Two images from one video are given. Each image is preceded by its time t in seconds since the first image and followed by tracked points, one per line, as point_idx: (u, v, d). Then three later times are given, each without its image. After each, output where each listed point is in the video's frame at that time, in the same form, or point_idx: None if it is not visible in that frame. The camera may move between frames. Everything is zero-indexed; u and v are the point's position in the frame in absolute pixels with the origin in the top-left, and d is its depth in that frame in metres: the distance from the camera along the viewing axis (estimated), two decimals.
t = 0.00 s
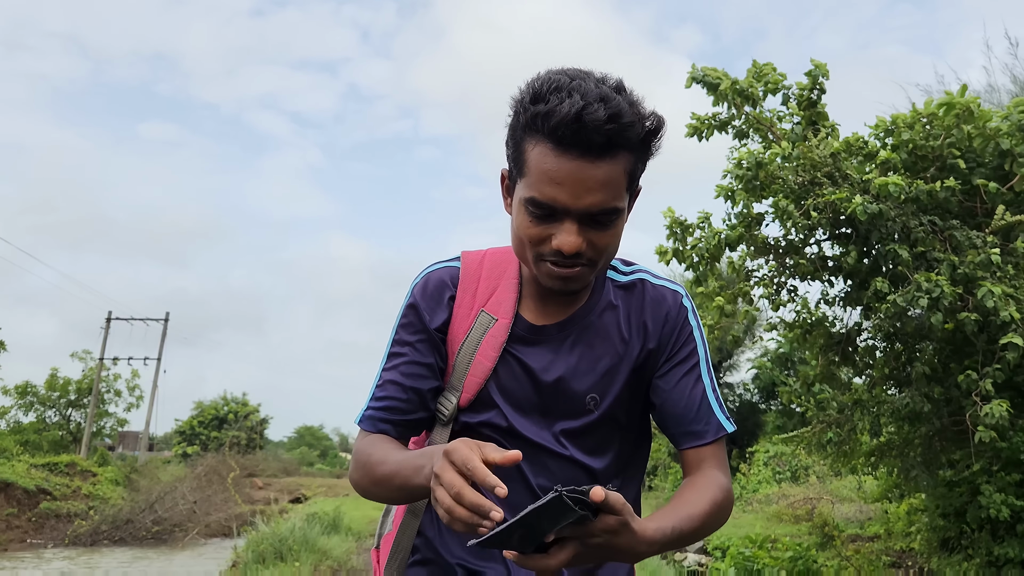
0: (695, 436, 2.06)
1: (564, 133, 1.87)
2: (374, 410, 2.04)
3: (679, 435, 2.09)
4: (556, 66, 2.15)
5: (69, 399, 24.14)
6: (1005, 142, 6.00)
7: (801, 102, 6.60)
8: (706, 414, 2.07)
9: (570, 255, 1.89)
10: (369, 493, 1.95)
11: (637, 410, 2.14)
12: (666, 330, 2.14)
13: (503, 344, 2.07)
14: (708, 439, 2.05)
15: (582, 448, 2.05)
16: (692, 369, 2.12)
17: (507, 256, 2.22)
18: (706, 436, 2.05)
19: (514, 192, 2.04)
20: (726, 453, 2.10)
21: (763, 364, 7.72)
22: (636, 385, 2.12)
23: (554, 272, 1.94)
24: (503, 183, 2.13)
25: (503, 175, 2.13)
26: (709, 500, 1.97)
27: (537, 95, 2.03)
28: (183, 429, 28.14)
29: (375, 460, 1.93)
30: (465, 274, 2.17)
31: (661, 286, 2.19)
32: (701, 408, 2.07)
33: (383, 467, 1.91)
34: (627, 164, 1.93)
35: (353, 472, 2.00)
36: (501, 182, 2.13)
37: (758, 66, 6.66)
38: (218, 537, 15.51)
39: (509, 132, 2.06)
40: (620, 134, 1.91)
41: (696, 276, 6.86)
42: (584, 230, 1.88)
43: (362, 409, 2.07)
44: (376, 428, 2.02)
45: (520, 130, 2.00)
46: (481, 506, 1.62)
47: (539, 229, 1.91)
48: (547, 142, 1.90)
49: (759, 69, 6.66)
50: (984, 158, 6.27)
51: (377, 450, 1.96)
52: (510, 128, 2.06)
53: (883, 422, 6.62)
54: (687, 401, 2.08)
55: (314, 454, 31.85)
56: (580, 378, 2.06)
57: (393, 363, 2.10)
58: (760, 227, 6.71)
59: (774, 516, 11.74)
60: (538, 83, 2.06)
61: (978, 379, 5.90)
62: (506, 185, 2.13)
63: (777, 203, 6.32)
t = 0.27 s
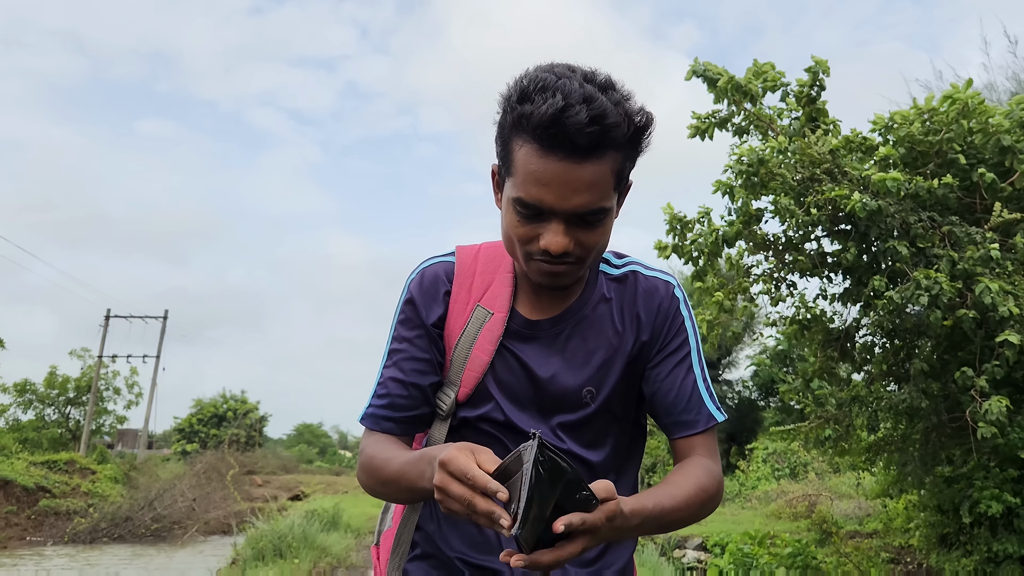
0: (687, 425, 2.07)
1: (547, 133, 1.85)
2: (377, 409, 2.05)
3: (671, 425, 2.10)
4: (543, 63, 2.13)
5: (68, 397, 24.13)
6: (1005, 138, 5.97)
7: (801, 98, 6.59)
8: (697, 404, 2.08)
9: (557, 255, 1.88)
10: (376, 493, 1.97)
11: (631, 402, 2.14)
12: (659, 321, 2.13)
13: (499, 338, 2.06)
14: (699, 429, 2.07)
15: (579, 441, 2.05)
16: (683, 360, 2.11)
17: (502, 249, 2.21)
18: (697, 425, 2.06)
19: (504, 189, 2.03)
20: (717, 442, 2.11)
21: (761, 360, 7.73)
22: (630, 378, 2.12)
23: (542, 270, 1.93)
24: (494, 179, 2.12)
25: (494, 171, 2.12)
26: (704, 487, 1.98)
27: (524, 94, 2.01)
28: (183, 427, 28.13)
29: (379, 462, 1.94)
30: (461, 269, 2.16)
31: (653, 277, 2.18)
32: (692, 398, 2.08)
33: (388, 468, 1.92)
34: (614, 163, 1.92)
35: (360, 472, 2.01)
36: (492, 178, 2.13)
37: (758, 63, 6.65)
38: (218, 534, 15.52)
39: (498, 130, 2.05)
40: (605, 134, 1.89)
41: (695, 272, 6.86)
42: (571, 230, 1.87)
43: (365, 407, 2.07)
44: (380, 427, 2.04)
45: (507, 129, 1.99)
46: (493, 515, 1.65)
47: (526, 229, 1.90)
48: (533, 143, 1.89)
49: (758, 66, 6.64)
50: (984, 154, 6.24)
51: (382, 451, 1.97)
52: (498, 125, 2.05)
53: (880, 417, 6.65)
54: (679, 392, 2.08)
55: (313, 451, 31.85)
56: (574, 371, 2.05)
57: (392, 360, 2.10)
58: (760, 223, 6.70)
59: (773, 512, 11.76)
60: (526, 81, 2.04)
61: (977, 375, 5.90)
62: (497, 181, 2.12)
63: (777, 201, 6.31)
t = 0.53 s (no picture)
0: (681, 426, 2.05)
1: (555, 136, 1.83)
2: (374, 410, 2.03)
3: (664, 426, 2.07)
4: (550, 64, 2.11)
5: (66, 396, 24.10)
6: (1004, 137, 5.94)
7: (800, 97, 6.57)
8: (691, 405, 2.06)
9: (560, 258, 1.86)
10: (372, 492, 1.96)
11: (627, 404, 2.12)
12: (655, 323, 2.12)
13: (497, 339, 2.05)
14: (693, 430, 2.04)
15: (574, 442, 2.02)
16: (678, 362, 2.09)
17: (501, 249, 2.19)
18: (691, 426, 2.04)
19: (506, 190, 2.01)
20: (710, 444, 2.09)
21: (760, 358, 7.71)
22: (626, 378, 2.10)
23: (544, 272, 1.92)
24: (496, 178, 2.10)
25: (496, 171, 2.10)
26: (696, 485, 1.96)
27: (530, 95, 1.99)
28: (181, 425, 28.10)
29: (376, 462, 1.93)
30: (459, 269, 2.14)
31: (651, 278, 2.17)
32: (686, 399, 2.06)
33: (385, 468, 1.91)
34: (619, 168, 1.90)
35: (357, 472, 2.00)
36: (494, 177, 2.10)
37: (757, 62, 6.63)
38: (216, 533, 15.51)
39: (502, 129, 2.03)
40: (612, 138, 1.87)
41: (694, 270, 6.84)
42: (575, 233, 1.85)
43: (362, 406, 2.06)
44: (375, 426, 2.02)
45: (512, 130, 1.96)
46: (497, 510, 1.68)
47: (530, 230, 1.88)
48: (539, 144, 1.86)
49: (757, 64, 6.63)
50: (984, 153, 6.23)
51: (379, 451, 1.96)
52: (503, 125, 2.03)
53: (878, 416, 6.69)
54: (673, 392, 2.06)
55: (312, 450, 31.83)
56: (571, 372, 2.03)
57: (389, 360, 2.08)
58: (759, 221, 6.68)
59: (771, 510, 11.75)
60: (532, 82, 2.02)
61: (977, 373, 5.88)
62: (499, 180, 2.09)
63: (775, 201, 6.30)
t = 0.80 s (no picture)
0: (680, 427, 2.06)
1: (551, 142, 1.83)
2: (376, 406, 2.03)
3: (664, 425, 2.09)
4: (549, 66, 2.11)
5: (65, 394, 24.10)
6: (1005, 135, 5.94)
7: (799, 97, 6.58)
8: (691, 406, 2.07)
9: (560, 261, 1.87)
10: (375, 488, 1.98)
11: (628, 403, 2.13)
12: (657, 323, 2.13)
13: (501, 337, 2.05)
14: (692, 431, 2.06)
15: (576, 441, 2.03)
16: (679, 363, 2.11)
17: (504, 248, 2.19)
18: (690, 427, 2.05)
19: (506, 193, 2.02)
20: (707, 444, 2.11)
21: (759, 357, 7.72)
22: (627, 379, 2.11)
23: (544, 275, 1.93)
24: (497, 180, 2.11)
25: (497, 172, 2.11)
26: (697, 489, 1.99)
27: (528, 100, 1.99)
28: (180, 424, 28.12)
29: (380, 460, 1.94)
30: (464, 267, 2.15)
31: (653, 279, 2.17)
32: (686, 400, 2.07)
33: (389, 466, 1.92)
34: (618, 171, 1.90)
35: (357, 468, 2.01)
36: (495, 179, 2.11)
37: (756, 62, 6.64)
38: (215, 531, 15.53)
39: (502, 133, 2.03)
40: (610, 143, 1.87)
41: (693, 269, 6.85)
42: (574, 237, 1.86)
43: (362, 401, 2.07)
44: (375, 422, 2.03)
45: (511, 135, 1.97)
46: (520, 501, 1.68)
47: (529, 234, 1.89)
48: (537, 149, 1.87)
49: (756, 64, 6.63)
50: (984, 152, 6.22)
51: (382, 449, 1.97)
52: (502, 129, 2.03)
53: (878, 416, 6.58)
54: (674, 392, 2.08)
55: (311, 449, 31.84)
56: (573, 372, 2.04)
57: (391, 357, 2.08)
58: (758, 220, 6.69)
59: (771, 509, 11.77)
60: (530, 86, 2.02)
61: (976, 372, 5.90)
62: (500, 182, 2.10)
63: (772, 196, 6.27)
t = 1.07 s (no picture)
0: (682, 423, 2.06)
1: (542, 154, 1.82)
2: (376, 408, 2.02)
3: (665, 423, 2.09)
4: (537, 70, 2.08)
5: (64, 393, 24.08)
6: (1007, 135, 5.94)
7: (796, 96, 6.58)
8: (691, 401, 2.07)
9: (555, 270, 1.89)
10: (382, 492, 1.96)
11: (628, 400, 2.13)
12: (653, 320, 2.12)
13: (497, 336, 2.05)
14: (692, 427, 2.06)
15: (576, 439, 2.04)
16: (677, 358, 2.10)
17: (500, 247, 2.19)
18: (691, 423, 2.05)
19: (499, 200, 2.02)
20: (708, 438, 2.11)
21: (757, 355, 7.73)
22: (625, 376, 2.11)
23: (539, 283, 1.94)
24: (488, 185, 2.11)
25: (488, 178, 2.11)
26: (697, 484, 1.99)
27: (517, 109, 1.98)
28: (179, 422, 28.11)
29: (391, 464, 1.93)
30: (459, 267, 2.15)
31: (648, 275, 2.18)
32: (686, 396, 2.07)
33: (401, 471, 1.92)
34: (611, 179, 1.90)
35: (363, 471, 1.99)
36: (487, 184, 2.11)
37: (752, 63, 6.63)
38: (214, 529, 15.54)
39: (492, 141, 2.02)
40: (602, 153, 1.85)
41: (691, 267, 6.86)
42: (568, 245, 1.88)
43: (363, 403, 2.05)
44: (377, 424, 2.02)
45: (502, 144, 1.96)
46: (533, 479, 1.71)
47: (524, 244, 1.90)
48: (528, 161, 1.86)
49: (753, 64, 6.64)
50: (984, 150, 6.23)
51: (393, 453, 1.96)
52: (492, 137, 2.03)
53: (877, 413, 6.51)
54: (674, 388, 2.07)
55: (310, 447, 31.84)
56: (570, 372, 2.05)
57: (390, 358, 2.08)
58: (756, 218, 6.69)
59: (769, 508, 11.78)
60: (519, 94, 2.01)
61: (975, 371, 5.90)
62: (491, 188, 2.10)
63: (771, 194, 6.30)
